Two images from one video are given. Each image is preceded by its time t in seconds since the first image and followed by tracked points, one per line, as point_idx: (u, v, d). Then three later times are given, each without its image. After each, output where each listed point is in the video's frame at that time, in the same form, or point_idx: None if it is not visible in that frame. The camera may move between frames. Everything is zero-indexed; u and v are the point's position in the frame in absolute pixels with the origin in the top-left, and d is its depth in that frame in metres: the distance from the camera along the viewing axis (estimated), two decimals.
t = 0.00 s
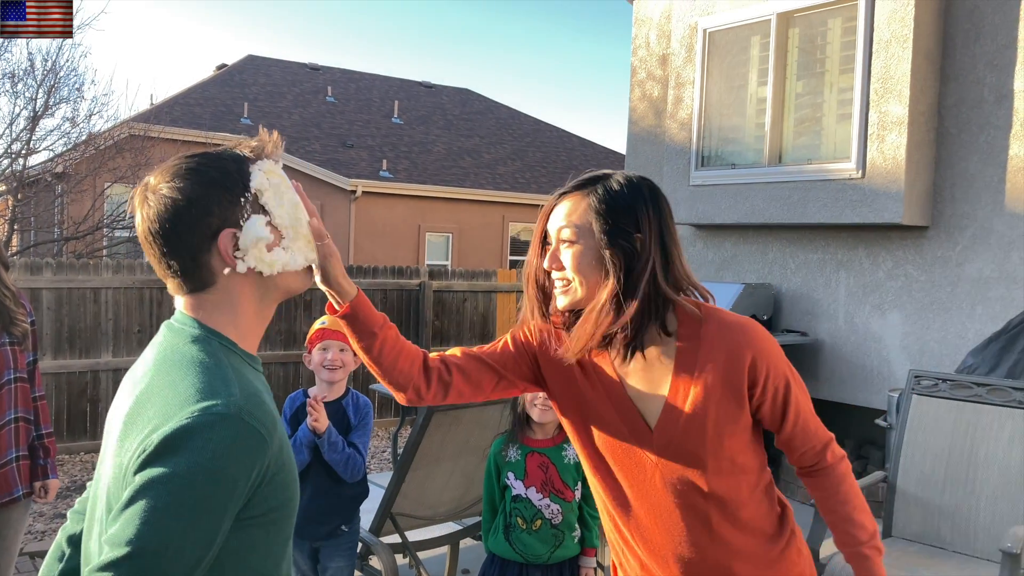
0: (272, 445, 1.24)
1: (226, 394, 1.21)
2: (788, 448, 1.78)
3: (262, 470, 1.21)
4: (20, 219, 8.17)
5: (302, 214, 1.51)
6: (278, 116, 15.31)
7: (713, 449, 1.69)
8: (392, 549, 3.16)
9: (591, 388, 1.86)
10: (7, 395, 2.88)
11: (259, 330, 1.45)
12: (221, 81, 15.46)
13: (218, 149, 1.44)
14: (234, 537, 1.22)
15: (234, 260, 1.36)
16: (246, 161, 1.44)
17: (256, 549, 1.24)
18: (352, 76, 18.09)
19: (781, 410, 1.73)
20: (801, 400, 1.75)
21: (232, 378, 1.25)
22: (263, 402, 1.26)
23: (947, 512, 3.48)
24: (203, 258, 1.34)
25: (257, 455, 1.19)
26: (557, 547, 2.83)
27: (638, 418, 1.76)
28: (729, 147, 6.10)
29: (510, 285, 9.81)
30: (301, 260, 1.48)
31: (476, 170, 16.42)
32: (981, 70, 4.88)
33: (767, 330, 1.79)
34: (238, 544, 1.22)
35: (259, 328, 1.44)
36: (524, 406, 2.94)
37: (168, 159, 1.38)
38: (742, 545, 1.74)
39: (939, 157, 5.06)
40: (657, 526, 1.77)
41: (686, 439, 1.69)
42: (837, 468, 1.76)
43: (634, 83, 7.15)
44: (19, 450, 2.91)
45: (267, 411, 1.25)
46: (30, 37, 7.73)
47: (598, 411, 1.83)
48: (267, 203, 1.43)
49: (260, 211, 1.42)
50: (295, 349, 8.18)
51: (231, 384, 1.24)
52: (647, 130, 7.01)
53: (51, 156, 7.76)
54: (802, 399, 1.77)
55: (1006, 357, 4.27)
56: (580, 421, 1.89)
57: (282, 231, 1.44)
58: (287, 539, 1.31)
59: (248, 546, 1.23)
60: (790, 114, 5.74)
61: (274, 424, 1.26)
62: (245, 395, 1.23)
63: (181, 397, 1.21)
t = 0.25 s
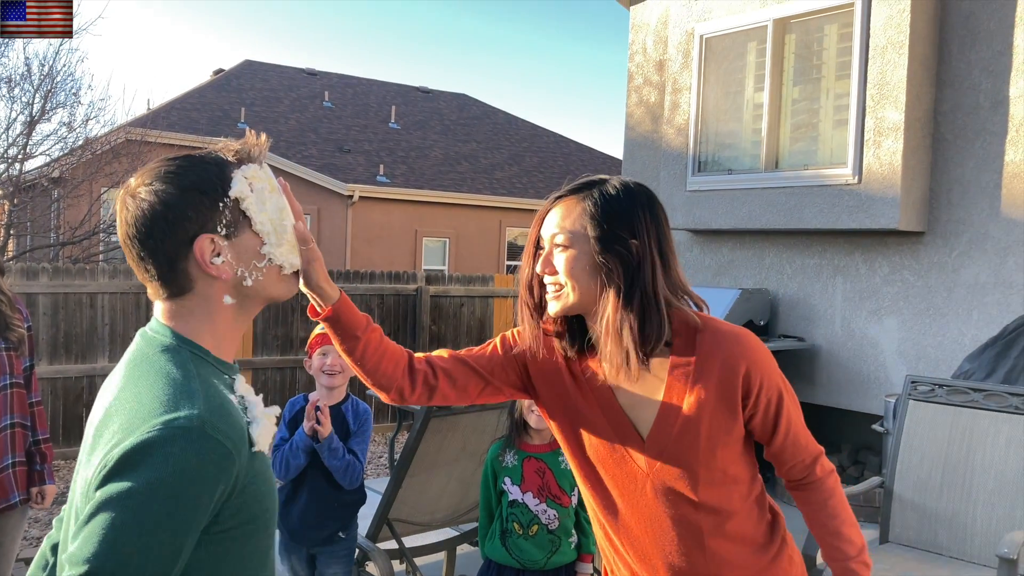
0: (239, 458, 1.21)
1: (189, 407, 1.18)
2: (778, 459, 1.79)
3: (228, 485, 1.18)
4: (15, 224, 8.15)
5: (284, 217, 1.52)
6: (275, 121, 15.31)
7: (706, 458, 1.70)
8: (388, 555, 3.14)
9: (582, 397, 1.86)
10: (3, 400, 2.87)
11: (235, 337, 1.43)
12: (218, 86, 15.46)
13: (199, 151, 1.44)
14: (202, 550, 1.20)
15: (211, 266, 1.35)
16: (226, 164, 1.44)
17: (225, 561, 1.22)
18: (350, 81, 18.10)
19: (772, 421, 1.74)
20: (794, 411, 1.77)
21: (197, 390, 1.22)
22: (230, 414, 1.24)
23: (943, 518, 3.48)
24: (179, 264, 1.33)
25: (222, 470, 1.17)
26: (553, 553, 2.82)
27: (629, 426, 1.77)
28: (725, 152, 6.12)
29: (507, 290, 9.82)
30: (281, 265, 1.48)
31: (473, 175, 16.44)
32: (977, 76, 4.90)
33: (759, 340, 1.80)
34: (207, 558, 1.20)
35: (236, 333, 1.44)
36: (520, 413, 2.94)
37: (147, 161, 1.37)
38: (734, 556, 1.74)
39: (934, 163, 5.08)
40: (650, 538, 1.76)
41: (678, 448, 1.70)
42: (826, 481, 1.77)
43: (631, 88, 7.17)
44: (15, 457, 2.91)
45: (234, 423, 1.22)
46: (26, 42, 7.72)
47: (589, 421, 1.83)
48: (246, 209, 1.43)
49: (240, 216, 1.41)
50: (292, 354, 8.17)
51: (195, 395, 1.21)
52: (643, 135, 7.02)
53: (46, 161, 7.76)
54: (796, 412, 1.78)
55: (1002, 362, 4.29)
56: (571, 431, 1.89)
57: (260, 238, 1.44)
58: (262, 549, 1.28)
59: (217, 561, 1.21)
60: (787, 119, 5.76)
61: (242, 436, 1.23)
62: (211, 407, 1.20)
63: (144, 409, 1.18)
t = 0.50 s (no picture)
0: (184, 479, 1.19)
1: (133, 427, 1.17)
2: (778, 467, 1.81)
3: (173, 506, 1.16)
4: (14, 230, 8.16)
5: (266, 228, 1.54)
6: (274, 127, 15.32)
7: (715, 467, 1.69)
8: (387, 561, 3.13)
9: (588, 408, 1.85)
10: (2, 409, 2.86)
11: (207, 351, 1.44)
12: (216, 92, 15.47)
13: (180, 159, 1.45)
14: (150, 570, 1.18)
15: (185, 276, 1.35)
16: (207, 173, 1.45)
17: None
18: (348, 86, 18.13)
19: (776, 430, 1.76)
20: (797, 419, 1.78)
21: (144, 409, 1.21)
22: (180, 433, 1.22)
23: (942, 522, 3.48)
24: (154, 272, 1.33)
25: (165, 491, 1.15)
26: (552, 558, 2.81)
27: (638, 435, 1.76)
28: (724, 157, 6.13)
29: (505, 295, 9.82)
30: (260, 277, 1.48)
31: (472, 180, 16.45)
32: (974, 81, 4.91)
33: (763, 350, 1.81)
34: None
35: (211, 345, 1.44)
36: (519, 418, 2.94)
37: (129, 166, 1.38)
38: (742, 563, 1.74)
39: (932, 167, 5.09)
40: (662, 548, 1.76)
41: (689, 457, 1.69)
42: (826, 488, 1.80)
43: (629, 93, 7.19)
44: (14, 465, 2.89)
45: (183, 448, 1.21)
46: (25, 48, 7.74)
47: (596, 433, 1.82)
48: (226, 219, 1.44)
49: (219, 226, 1.43)
50: (291, 360, 8.17)
51: (140, 415, 1.20)
52: (642, 140, 7.03)
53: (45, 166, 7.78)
54: (799, 420, 1.80)
55: (1000, 366, 4.29)
56: (578, 442, 1.88)
57: (238, 250, 1.45)
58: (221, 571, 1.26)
59: None
60: (785, 124, 5.77)
61: (189, 457, 1.21)
62: (156, 428, 1.19)
63: (90, 429, 1.17)
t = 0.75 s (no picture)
0: (143, 492, 1.22)
1: (92, 439, 1.20)
2: (803, 467, 1.89)
3: (132, 518, 1.19)
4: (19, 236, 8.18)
5: (245, 237, 1.57)
6: (276, 131, 15.34)
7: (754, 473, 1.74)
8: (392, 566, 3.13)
9: (619, 425, 1.88)
10: (7, 416, 2.87)
11: (184, 361, 1.48)
12: (219, 97, 15.50)
13: (159, 167, 1.51)
14: None
15: (160, 285, 1.41)
16: (183, 181, 1.51)
17: None
18: (351, 90, 18.15)
19: (803, 432, 1.83)
20: (821, 421, 1.86)
21: (107, 421, 1.24)
22: (142, 445, 1.26)
23: (946, 524, 3.47)
24: (131, 280, 1.39)
25: (123, 504, 1.18)
26: (558, 561, 2.82)
27: (675, 449, 1.79)
28: (726, 159, 6.13)
29: (508, 298, 9.82)
30: (239, 286, 1.52)
31: (474, 183, 16.46)
32: (976, 82, 4.91)
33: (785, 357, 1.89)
34: None
35: (190, 354, 1.49)
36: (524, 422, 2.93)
37: (109, 175, 1.44)
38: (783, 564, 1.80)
39: (934, 168, 5.08)
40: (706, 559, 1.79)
41: (730, 468, 1.72)
42: (848, 484, 1.90)
43: (631, 96, 7.19)
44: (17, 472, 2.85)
45: (143, 462, 1.24)
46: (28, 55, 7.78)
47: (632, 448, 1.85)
48: (201, 227, 1.49)
49: (194, 234, 1.48)
50: (295, 364, 8.19)
51: (101, 427, 1.23)
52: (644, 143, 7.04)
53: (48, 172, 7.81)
54: (821, 422, 1.87)
55: (1004, 367, 4.28)
56: (612, 458, 1.91)
57: (214, 258, 1.49)
58: None
59: None
60: (787, 125, 5.77)
61: (149, 470, 1.24)
62: (116, 441, 1.22)
63: (54, 442, 1.20)
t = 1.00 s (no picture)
0: (109, 497, 1.24)
1: (64, 439, 1.23)
2: (892, 492, 1.81)
3: (97, 522, 1.21)
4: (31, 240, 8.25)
5: (236, 249, 1.57)
6: (285, 133, 15.39)
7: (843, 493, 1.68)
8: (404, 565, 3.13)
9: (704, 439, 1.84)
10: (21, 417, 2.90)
11: (173, 370, 1.49)
12: (227, 99, 15.56)
13: (155, 178, 1.53)
14: None
15: (148, 293, 1.42)
16: (177, 193, 1.52)
17: None
18: (359, 91, 18.18)
19: (896, 455, 1.76)
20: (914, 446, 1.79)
21: (81, 422, 1.27)
22: (113, 450, 1.28)
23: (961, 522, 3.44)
24: (119, 286, 1.41)
25: (87, 507, 1.20)
26: (571, 559, 2.82)
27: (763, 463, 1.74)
28: (735, 156, 6.11)
29: (517, 297, 9.83)
30: (227, 298, 1.52)
31: (482, 183, 16.47)
32: (986, 76, 4.88)
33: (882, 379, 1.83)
34: None
35: (179, 365, 1.50)
36: (534, 422, 2.94)
37: (106, 184, 1.46)
38: None
39: (945, 164, 5.05)
40: None
41: (819, 482, 1.68)
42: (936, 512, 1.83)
43: (639, 94, 7.18)
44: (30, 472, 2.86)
45: (115, 465, 1.26)
46: (39, 58, 7.85)
47: (712, 462, 1.81)
48: (192, 240, 1.50)
49: (185, 246, 1.49)
50: (305, 364, 8.21)
51: (74, 428, 1.26)
52: (653, 141, 7.03)
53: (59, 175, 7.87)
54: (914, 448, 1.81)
55: (1017, 364, 4.24)
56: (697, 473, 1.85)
57: (203, 270, 1.50)
58: None
59: None
60: (796, 122, 5.75)
61: (118, 474, 1.26)
62: (87, 442, 1.24)
63: (28, 439, 1.23)
